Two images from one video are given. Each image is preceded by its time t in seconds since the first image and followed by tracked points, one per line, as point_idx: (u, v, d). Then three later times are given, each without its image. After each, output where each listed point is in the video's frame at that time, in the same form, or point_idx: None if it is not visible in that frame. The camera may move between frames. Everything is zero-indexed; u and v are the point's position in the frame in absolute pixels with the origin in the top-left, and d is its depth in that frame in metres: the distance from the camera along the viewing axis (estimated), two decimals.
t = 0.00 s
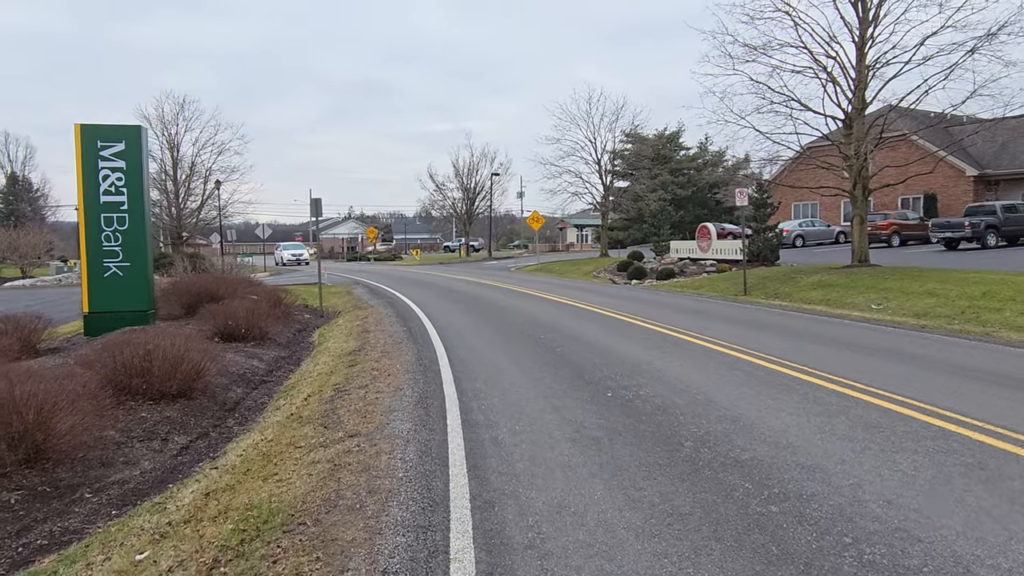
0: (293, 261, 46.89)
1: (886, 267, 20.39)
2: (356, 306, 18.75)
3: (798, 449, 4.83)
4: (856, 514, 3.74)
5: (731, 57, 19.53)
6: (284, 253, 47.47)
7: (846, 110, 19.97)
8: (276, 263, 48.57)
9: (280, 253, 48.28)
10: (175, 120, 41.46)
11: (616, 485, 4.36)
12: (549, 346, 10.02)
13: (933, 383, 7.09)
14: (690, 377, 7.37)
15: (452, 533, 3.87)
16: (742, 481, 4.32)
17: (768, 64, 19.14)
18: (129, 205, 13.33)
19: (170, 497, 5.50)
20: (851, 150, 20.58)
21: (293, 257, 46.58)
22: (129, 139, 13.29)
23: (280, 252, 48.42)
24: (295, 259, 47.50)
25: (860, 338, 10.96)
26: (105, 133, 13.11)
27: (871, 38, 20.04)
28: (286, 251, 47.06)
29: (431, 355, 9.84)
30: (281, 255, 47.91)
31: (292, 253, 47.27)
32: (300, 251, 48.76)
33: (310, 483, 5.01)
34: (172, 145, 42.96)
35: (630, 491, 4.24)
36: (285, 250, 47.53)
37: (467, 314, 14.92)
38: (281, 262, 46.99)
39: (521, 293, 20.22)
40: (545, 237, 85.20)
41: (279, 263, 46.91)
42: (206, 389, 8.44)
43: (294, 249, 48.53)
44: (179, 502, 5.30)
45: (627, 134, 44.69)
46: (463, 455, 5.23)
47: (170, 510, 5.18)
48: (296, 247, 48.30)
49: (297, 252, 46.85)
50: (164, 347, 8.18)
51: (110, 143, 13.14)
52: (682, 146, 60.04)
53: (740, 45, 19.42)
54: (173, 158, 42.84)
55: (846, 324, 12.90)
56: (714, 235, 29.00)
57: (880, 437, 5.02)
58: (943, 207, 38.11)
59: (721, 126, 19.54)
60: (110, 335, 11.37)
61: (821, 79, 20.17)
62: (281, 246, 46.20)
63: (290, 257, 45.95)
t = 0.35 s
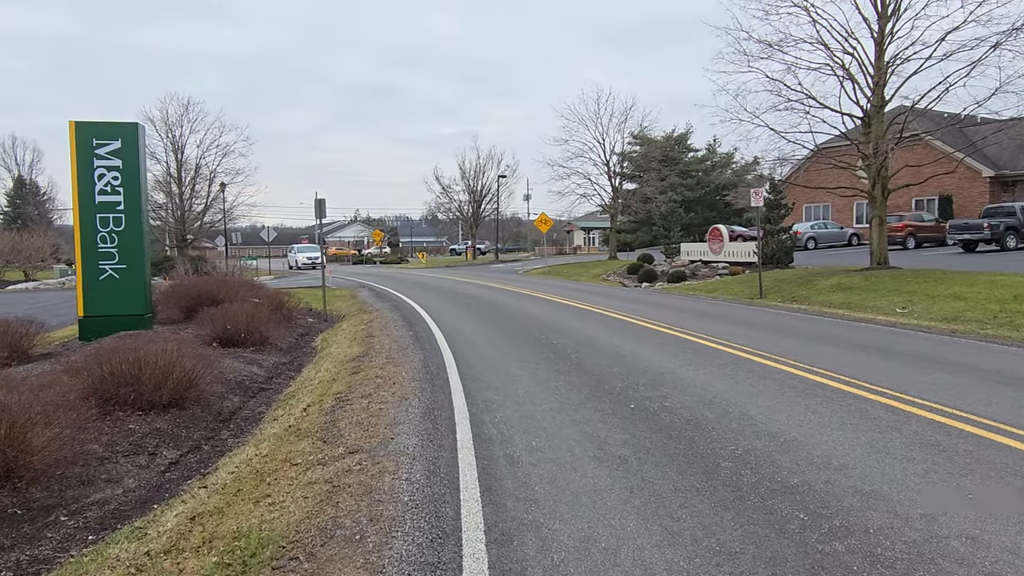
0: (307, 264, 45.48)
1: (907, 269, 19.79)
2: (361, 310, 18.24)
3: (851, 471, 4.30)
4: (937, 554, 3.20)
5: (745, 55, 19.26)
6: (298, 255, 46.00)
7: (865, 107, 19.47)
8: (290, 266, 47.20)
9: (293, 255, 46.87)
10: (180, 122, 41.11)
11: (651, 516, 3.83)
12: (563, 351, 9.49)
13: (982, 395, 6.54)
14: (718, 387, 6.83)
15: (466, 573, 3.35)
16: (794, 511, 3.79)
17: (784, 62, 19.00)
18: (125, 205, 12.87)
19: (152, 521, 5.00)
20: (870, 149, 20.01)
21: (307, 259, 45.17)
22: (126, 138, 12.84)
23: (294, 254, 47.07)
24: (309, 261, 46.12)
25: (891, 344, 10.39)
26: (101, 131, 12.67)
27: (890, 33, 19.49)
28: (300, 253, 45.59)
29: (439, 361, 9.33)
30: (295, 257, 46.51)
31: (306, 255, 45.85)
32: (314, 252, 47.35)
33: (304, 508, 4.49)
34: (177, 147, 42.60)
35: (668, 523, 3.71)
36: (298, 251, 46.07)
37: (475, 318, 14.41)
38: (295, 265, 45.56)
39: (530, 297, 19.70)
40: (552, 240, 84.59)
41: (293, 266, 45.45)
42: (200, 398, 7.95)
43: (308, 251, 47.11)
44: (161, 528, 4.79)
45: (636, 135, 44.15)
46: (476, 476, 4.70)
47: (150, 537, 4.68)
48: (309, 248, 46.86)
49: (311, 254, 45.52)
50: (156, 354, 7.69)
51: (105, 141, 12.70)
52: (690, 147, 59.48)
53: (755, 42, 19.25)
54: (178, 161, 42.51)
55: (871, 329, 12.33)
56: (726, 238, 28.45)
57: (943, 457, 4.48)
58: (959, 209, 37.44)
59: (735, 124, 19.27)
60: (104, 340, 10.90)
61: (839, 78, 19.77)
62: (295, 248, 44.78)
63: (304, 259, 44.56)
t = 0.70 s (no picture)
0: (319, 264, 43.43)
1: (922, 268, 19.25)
2: (360, 310, 17.75)
3: (902, 501, 3.78)
4: None
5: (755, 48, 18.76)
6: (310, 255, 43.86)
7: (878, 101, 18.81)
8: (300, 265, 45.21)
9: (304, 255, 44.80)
10: (179, 119, 40.63)
11: (678, 557, 3.31)
12: (570, 355, 8.96)
13: None
14: (739, 396, 6.31)
15: None
16: (844, 550, 3.26)
17: (795, 56, 18.25)
18: (113, 201, 12.37)
19: (114, 552, 4.49)
20: (884, 144, 19.42)
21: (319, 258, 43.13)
22: (113, 132, 12.34)
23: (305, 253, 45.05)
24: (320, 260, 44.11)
25: (915, 347, 9.85)
26: (88, 125, 12.17)
27: (904, 24, 18.91)
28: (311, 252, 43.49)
29: (438, 366, 8.81)
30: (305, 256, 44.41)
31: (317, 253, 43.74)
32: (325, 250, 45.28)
33: (281, 541, 3.97)
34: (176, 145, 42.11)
35: (699, 567, 3.18)
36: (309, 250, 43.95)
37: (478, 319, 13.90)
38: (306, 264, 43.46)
39: (534, 297, 19.17)
40: (555, 238, 83.99)
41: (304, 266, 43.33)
42: (182, 408, 7.45)
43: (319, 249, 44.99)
44: (123, 559, 4.28)
45: (640, 132, 43.57)
46: (475, 503, 4.17)
47: (109, 571, 4.16)
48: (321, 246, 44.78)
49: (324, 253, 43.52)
50: (134, 361, 7.19)
51: (93, 135, 12.20)
52: (695, 145, 58.89)
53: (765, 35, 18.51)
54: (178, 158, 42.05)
55: (892, 331, 11.77)
56: (734, 235, 27.94)
57: (1006, 485, 3.94)
58: (969, 206, 36.82)
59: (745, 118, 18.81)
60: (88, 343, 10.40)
61: (851, 72, 19.27)
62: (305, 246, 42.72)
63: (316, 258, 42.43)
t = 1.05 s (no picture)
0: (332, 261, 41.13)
1: (936, 267, 18.71)
2: (358, 308, 17.25)
3: (967, 543, 3.28)
4: None
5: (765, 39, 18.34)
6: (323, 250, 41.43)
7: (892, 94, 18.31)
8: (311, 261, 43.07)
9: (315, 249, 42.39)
10: (177, 112, 40.01)
11: None
12: (576, 359, 8.45)
13: None
14: (763, 409, 5.81)
15: None
16: None
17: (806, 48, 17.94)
18: (99, 196, 11.86)
19: None
20: (898, 139, 18.86)
21: (332, 252, 40.78)
22: (99, 123, 11.83)
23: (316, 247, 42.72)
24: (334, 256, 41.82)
25: (939, 350, 9.34)
26: (72, 115, 11.66)
27: (920, 15, 18.34)
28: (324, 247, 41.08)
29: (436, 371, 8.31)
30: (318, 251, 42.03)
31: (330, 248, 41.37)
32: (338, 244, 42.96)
33: None
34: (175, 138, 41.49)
35: None
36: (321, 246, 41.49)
37: (479, 318, 13.40)
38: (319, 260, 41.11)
39: (536, 294, 18.67)
40: (558, 234, 83.38)
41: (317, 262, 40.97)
42: (161, 417, 6.95)
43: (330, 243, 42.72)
44: None
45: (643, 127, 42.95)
46: (475, 537, 3.68)
47: None
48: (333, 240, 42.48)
49: (337, 249, 41.19)
50: (110, 366, 6.70)
51: (77, 126, 11.69)
52: (699, 141, 58.29)
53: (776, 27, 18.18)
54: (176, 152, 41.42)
55: (910, 333, 11.27)
56: (740, 232, 27.44)
57: None
58: (977, 203, 36.27)
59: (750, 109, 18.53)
60: (71, 344, 9.93)
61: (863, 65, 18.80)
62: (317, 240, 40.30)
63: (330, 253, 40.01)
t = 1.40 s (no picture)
0: (345, 256, 38.57)
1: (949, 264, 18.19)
2: (355, 305, 16.71)
3: None
4: None
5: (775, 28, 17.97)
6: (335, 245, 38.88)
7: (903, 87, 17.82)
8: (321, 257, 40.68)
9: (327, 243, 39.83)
10: (172, 105, 39.38)
11: None
12: (584, 362, 7.93)
13: None
14: (796, 421, 5.28)
15: None
16: None
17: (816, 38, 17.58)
18: (82, 188, 11.32)
19: None
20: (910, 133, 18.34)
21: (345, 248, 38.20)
22: (82, 111, 11.30)
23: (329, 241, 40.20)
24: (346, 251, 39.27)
25: (967, 352, 8.82)
26: (54, 103, 11.13)
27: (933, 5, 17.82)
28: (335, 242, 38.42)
29: (436, 374, 7.79)
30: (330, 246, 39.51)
31: (342, 243, 38.78)
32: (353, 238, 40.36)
33: None
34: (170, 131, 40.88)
35: None
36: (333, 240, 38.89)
37: (479, 315, 12.88)
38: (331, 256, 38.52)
39: (537, 291, 18.18)
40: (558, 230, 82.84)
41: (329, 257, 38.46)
42: (138, 423, 6.44)
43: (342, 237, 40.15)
44: None
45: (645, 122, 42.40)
46: None
47: None
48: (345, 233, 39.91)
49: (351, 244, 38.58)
50: (82, 369, 6.18)
51: (59, 114, 11.16)
52: (700, 136, 57.76)
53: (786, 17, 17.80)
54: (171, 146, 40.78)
55: (931, 333, 10.75)
56: (745, 228, 26.97)
57: None
58: (984, 200, 35.77)
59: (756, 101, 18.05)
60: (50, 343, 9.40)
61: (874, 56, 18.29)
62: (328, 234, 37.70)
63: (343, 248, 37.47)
